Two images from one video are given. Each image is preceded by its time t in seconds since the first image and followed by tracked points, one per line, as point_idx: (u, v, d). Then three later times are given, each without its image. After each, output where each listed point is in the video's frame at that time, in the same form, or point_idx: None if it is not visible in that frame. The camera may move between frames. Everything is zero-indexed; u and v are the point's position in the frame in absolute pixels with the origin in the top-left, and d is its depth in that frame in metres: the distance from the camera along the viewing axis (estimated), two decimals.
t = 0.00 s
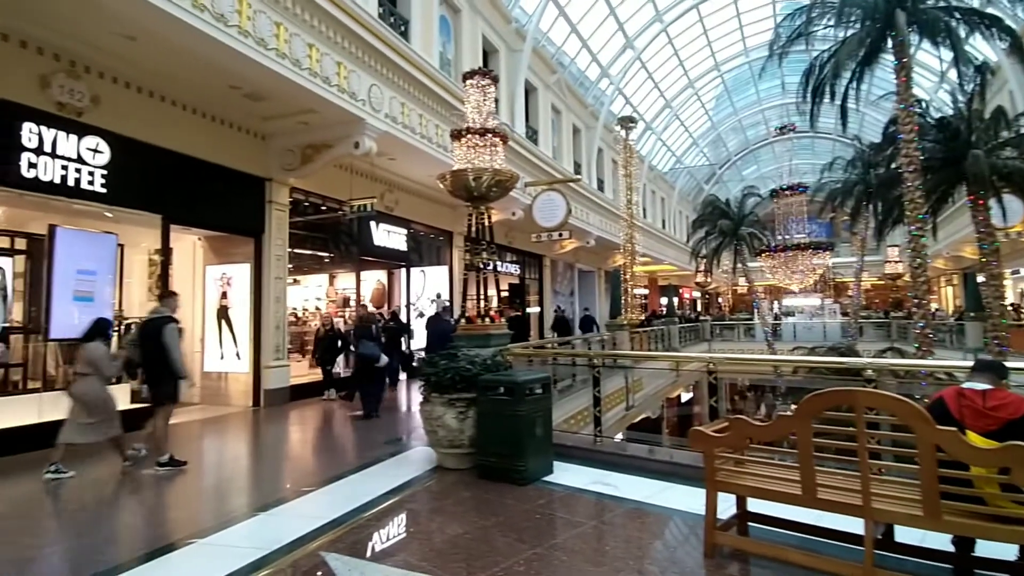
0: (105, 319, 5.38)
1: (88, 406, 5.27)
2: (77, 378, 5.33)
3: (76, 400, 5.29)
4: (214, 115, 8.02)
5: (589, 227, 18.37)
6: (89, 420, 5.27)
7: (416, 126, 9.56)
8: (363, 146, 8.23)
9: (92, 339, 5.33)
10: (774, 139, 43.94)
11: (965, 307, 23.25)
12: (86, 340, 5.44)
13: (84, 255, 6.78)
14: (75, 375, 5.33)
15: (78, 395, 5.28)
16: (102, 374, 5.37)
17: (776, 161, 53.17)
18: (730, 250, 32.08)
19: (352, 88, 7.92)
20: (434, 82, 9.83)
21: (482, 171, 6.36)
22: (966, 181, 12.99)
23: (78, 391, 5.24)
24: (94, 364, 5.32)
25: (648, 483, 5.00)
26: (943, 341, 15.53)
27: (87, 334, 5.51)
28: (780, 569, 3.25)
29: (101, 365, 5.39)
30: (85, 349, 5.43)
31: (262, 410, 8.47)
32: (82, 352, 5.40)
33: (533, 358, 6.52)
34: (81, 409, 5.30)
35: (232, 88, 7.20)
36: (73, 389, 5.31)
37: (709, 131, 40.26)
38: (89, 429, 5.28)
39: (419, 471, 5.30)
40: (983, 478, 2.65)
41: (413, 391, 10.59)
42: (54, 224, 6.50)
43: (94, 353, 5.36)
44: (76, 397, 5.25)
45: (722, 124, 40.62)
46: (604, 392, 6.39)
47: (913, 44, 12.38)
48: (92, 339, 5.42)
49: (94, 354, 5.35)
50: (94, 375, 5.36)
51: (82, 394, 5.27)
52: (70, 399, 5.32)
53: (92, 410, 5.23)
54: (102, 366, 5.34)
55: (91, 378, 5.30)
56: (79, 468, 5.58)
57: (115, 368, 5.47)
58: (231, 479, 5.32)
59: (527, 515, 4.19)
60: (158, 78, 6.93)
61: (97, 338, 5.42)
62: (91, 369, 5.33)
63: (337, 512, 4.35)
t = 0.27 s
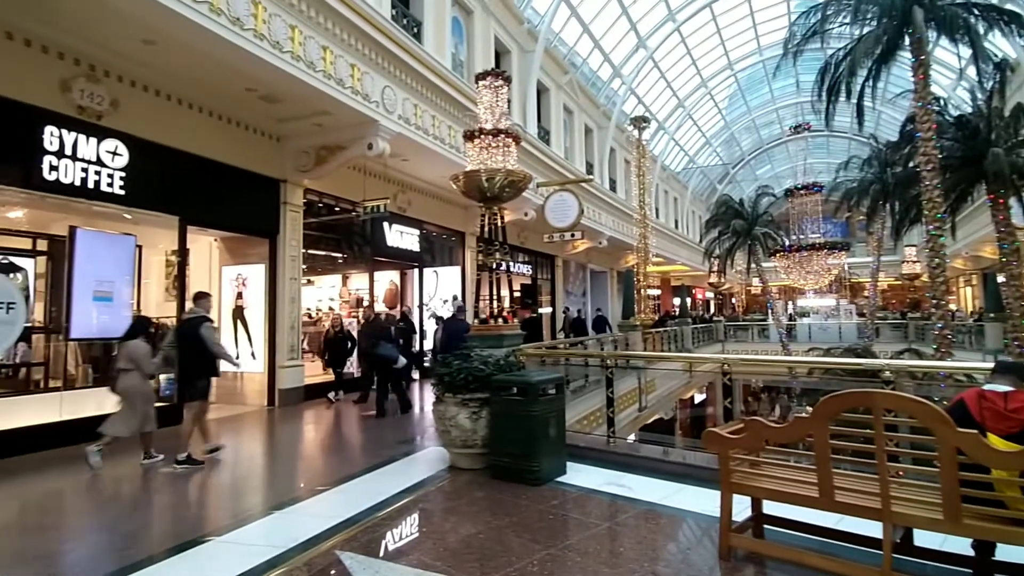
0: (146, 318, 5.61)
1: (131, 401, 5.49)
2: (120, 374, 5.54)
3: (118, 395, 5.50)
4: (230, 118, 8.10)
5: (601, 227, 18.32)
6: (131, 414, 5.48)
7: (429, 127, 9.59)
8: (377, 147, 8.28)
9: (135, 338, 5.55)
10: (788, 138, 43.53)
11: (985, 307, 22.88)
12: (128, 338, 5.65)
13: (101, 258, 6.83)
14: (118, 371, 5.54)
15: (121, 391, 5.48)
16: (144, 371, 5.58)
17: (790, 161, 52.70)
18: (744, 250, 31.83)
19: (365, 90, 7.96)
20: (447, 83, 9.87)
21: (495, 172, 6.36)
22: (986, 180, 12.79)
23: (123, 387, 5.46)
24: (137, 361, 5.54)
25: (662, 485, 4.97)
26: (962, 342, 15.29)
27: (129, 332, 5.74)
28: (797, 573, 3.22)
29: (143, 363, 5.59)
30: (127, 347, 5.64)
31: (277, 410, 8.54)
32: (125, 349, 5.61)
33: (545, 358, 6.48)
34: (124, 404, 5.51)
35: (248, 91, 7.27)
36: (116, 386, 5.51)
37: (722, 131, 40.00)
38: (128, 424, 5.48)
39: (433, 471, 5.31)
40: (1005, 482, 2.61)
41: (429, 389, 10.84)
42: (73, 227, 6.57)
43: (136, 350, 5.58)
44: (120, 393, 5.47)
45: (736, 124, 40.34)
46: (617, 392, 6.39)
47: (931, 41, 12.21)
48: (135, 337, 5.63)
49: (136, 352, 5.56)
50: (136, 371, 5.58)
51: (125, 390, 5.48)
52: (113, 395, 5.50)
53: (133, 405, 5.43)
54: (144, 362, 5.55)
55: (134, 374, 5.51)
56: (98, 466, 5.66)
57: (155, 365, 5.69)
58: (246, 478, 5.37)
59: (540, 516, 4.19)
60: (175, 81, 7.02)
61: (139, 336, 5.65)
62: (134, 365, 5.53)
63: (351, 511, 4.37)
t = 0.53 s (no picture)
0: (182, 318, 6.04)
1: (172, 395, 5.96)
2: (162, 370, 6.04)
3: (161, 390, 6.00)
4: (246, 121, 8.20)
5: (614, 228, 18.28)
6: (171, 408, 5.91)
7: (442, 128, 9.63)
8: (390, 149, 8.33)
9: (173, 336, 6.00)
10: (803, 137, 43.11)
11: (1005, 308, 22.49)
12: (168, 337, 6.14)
13: (119, 260, 6.92)
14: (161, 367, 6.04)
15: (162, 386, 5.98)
16: (183, 367, 6.04)
17: (805, 160, 52.22)
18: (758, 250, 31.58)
19: (379, 92, 8.02)
20: (460, 85, 9.89)
21: (508, 173, 6.37)
22: (1006, 179, 12.58)
23: (162, 381, 5.94)
24: (174, 357, 5.99)
25: (676, 486, 4.94)
26: (982, 343, 15.05)
27: (171, 332, 6.23)
28: None
29: (182, 359, 6.05)
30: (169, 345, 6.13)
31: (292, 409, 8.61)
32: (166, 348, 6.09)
33: (558, 359, 6.52)
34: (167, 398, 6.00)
35: (263, 94, 7.35)
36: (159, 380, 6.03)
37: (736, 131, 39.74)
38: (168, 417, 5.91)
39: (447, 471, 5.33)
40: None
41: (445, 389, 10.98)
42: (94, 228, 6.65)
43: (175, 348, 6.03)
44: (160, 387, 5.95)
45: (750, 123, 40.08)
46: (630, 392, 6.40)
47: (950, 38, 12.04)
48: (175, 336, 6.11)
49: (175, 350, 6.03)
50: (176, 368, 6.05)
51: (166, 384, 5.97)
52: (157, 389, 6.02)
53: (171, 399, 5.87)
54: (181, 359, 6.01)
55: (172, 370, 5.99)
56: (118, 464, 5.75)
57: (194, 362, 6.14)
58: (261, 477, 5.42)
59: (555, 516, 4.19)
60: (193, 84, 7.11)
61: (178, 335, 6.11)
62: (173, 362, 6.02)
63: (367, 511, 4.40)
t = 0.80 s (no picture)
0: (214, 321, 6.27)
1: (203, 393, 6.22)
2: (194, 369, 6.31)
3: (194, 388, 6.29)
4: (260, 123, 8.27)
5: (625, 228, 18.24)
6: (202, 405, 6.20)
7: (453, 129, 9.65)
8: (401, 150, 8.37)
9: (204, 338, 6.27)
10: (816, 137, 42.75)
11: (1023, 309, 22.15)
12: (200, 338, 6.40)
13: (136, 261, 7.03)
14: (193, 366, 6.31)
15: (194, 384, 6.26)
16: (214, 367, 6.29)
17: (818, 160, 51.80)
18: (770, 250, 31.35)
19: (390, 93, 8.06)
20: (471, 86, 9.90)
21: (519, 174, 6.37)
22: None
23: (194, 381, 6.23)
24: (204, 358, 6.25)
25: (689, 488, 4.92)
26: (999, 345, 14.84)
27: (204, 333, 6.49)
28: None
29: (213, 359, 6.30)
30: (201, 346, 6.40)
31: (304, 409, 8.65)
32: (198, 347, 6.34)
33: (569, 359, 6.49)
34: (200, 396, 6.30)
35: (276, 96, 7.41)
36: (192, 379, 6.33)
37: (748, 130, 39.51)
38: (196, 416, 6.12)
39: (459, 471, 5.35)
40: None
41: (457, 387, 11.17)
42: (111, 229, 6.77)
43: (206, 350, 6.30)
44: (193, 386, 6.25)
45: (761, 123, 39.83)
46: (642, 393, 6.38)
47: (967, 35, 11.88)
48: (207, 336, 6.36)
49: (207, 351, 6.29)
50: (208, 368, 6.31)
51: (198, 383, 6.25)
52: (189, 387, 6.30)
53: (201, 399, 6.11)
54: (213, 361, 6.25)
55: (204, 369, 6.24)
56: (134, 463, 5.81)
57: (225, 363, 6.38)
58: (274, 476, 5.46)
59: (566, 517, 4.19)
60: (207, 87, 7.18)
61: (210, 337, 6.37)
62: (204, 362, 6.27)
63: (379, 510, 4.42)
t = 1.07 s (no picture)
0: (254, 320, 6.37)
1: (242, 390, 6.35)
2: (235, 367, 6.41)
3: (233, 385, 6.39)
4: (277, 125, 8.35)
5: (639, 228, 18.17)
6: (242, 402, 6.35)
7: (467, 130, 9.68)
8: (417, 151, 8.42)
9: (245, 335, 6.36)
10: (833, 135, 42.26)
11: None
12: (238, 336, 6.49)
13: (156, 262, 7.18)
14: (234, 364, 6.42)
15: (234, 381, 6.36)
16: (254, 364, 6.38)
17: (835, 159, 51.21)
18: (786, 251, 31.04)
19: (405, 95, 8.10)
20: (485, 86, 9.93)
21: (534, 174, 6.38)
22: None
23: (235, 378, 6.34)
24: (246, 356, 6.36)
25: (706, 490, 4.88)
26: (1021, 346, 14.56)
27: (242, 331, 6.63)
28: None
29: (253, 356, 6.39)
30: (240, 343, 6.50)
31: (320, 408, 8.69)
32: (238, 344, 6.42)
33: (585, 360, 6.52)
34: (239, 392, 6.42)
35: (293, 98, 7.48)
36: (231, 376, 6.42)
37: (763, 129, 39.17)
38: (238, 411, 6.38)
39: (475, 471, 5.37)
40: None
41: (469, 385, 11.30)
42: (131, 231, 6.89)
43: (247, 348, 6.41)
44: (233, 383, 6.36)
45: (777, 122, 39.46)
46: (658, 393, 6.38)
47: (988, 31, 11.67)
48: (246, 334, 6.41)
49: (247, 348, 6.39)
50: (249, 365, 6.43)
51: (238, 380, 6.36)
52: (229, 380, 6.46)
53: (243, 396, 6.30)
54: (253, 358, 6.35)
55: (245, 367, 6.35)
56: (155, 461, 5.89)
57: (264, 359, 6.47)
58: (292, 475, 5.51)
59: (582, 518, 4.19)
60: (226, 90, 7.27)
61: (249, 335, 6.49)
62: (245, 360, 6.38)
63: (396, 509, 4.46)
